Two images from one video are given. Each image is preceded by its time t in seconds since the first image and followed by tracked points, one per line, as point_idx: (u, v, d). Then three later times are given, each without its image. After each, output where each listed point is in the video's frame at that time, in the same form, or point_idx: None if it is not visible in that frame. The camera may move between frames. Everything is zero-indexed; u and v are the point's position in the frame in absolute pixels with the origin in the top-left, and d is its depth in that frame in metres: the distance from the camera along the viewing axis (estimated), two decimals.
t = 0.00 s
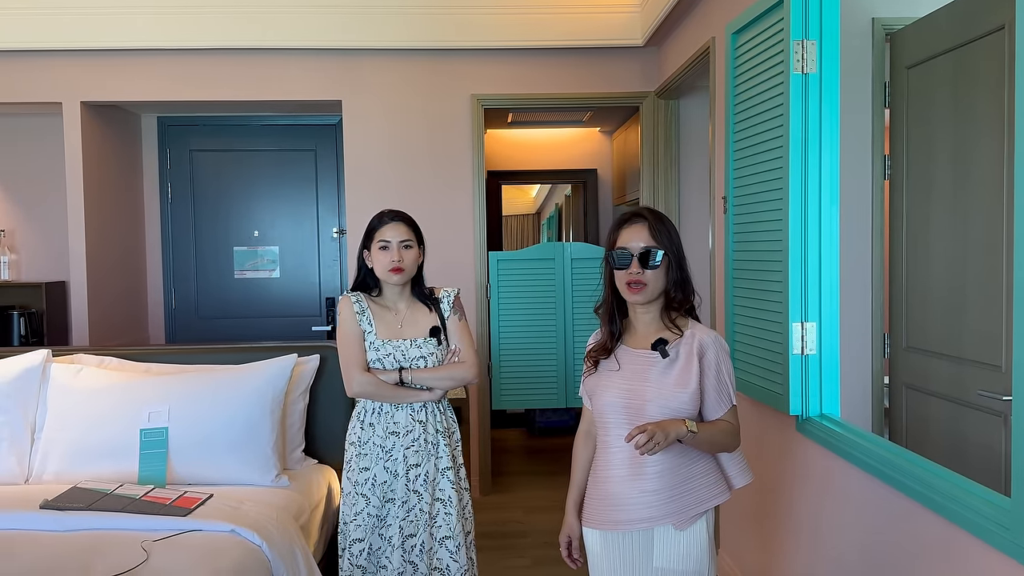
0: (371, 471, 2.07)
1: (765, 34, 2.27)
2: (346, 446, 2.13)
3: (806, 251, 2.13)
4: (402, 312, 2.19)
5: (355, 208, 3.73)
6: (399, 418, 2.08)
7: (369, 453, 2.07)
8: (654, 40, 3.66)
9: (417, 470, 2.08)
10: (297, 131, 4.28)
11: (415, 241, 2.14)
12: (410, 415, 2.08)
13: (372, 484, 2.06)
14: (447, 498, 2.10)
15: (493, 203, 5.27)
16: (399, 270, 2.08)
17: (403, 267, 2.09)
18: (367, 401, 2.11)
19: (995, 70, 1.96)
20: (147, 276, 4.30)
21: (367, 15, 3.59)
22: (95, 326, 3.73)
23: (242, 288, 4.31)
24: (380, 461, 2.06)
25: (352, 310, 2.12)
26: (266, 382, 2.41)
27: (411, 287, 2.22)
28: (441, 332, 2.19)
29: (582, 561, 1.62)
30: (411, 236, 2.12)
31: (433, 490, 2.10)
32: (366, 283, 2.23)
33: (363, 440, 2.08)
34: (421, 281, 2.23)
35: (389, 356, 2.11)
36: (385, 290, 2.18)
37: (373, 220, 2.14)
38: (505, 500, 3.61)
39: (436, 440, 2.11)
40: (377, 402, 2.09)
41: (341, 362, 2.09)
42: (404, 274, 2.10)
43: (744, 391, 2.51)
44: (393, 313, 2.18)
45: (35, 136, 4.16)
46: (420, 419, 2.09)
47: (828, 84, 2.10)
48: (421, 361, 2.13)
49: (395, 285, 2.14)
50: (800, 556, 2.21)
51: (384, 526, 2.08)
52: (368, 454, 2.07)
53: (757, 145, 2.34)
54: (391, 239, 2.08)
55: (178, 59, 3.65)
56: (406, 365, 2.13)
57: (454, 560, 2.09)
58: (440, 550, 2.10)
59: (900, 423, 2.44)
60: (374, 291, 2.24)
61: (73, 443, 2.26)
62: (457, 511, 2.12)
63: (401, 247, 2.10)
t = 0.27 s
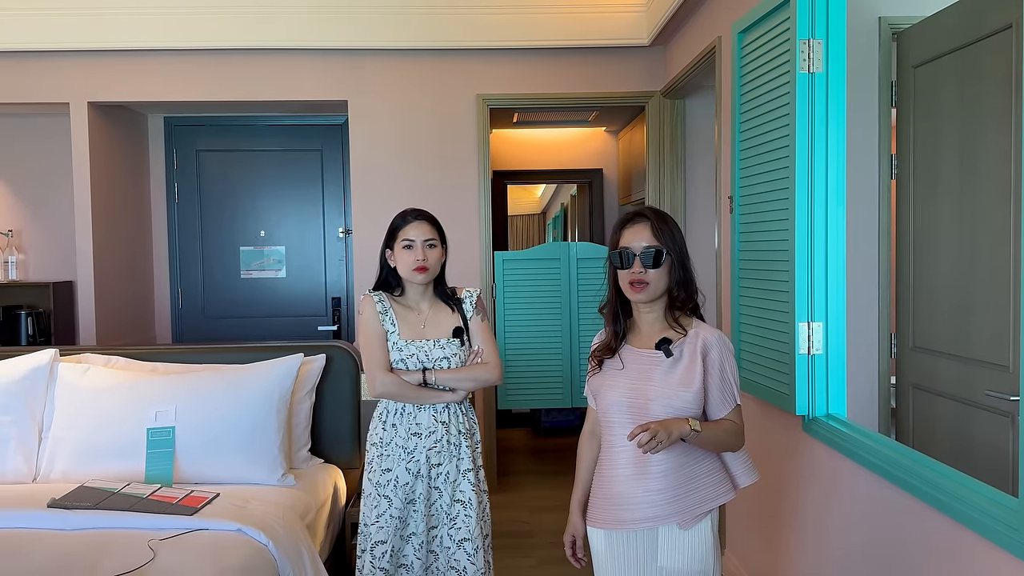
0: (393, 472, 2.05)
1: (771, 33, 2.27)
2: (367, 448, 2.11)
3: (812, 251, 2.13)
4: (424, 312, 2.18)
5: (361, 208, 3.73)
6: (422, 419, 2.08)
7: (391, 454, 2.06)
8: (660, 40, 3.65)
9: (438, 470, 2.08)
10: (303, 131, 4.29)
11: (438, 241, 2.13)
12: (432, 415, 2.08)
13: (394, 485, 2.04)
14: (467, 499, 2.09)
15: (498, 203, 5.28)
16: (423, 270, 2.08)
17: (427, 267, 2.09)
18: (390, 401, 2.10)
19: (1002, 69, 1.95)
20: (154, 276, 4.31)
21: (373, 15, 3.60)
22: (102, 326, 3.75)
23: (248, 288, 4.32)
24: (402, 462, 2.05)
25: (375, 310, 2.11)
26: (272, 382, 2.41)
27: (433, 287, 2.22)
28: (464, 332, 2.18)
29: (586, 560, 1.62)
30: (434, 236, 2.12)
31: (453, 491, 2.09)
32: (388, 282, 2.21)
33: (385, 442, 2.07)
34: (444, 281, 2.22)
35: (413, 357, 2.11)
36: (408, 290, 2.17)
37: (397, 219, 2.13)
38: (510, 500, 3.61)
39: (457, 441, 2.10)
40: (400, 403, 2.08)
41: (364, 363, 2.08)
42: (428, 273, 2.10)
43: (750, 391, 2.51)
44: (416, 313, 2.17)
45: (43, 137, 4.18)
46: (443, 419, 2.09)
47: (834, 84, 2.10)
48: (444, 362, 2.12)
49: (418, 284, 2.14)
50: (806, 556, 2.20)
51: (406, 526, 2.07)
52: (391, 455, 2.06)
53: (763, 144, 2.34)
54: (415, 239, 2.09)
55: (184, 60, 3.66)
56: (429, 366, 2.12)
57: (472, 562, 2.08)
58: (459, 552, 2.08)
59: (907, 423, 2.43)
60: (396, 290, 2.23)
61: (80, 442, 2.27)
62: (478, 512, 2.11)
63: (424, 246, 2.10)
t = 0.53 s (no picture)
0: (428, 474, 1.96)
1: (776, 33, 2.26)
2: (399, 451, 2.02)
3: (816, 251, 2.12)
4: (455, 312, 2.12)
5: (365, 208, 3.74)
6: (455, 421, 1.99)
7: (425, 457, 1.97)
8: (665, 40, 3.65)
9: (472, 472, 1.99)
10: (308, 132, 4.30)
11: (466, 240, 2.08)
12: (466, 416, 1.99)
13: (430, 488, 1.95)
14: (499, 501, 1.99)
15: (503, 203, 5.28)
16: (455, 270, 2.02)
17: (458, 267, 2.03)
18: (421, 403, 2.01)
19: (1008, 68, 1.94)
20: (159, 276, 4.33)
21: (377, 15, 3.61)
22: (108, 326, 3.76)
23: (253, 288, 4.33)
24: (437, 465, 1.96)
25: (405, 310, 2.05)
26: (277, 382, 2.42)
27: (462, 287, 2.16)
28: (494, 332, 2.12)
29: (589, 558, 1.62)
30: (463, 236, 2.07)
31: (483, 492, 1.99)
32: (416, 282, 2.16)
33: (418, 444, 1.98)
34: (472, 281, 2.16)
35: (446, 357, 2.04)
36: (437, 290, 2.11)
37: (425, 219, 2.08)
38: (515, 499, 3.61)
39: (490, 443, 2.02)
40: (432, 405, 2.00)
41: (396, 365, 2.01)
42: (459, 273, 2.04)
43: (754, 391, 2.50)
44: (446, 314, 2.11)
45: (49, 137, 4.19)
46: (476, 420, 2.00)
47: (839, 84, 2.09)
48: (476, 362, 2.05)
49: (448, 284, 2.08)
50: (811, 556, 2.20)
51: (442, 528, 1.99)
52: (425, 458, 1.97)
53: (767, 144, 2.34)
54: (446, 238, 2.03)
55: (189, 61, 3.67)
56: (462, 366, 2.05)
57: (497, 564, 1.98)
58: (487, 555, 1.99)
59: (912, 423, 2.42)
60: (424, 291, 2.17)
61: (86, 442, 2.28)
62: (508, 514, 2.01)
63: (455, 246, 2.04)
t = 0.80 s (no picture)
0: (461, 477, 1.89)
1: (779, 33, 2.26)
2: (427, 454, 1.95)
3: (819, 251, 2.12)
4: (480, 313, 2.04)
5: (369, 208, 3.74)
6: (486, 421, 1.92)
7: (458, 459, 1.90)
8: (668, 40, 3.65)
9: (504, 474, 1.93)
10: (311, 132, 4.31)
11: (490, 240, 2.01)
12: (497, 417, 1.93)
13: (465, 491, 1.88)
14: (528, 502, 1.93)
15: (506, 203, 5.28)
16: (481, 271, 1.94)
17: (483, 268, 1.95)
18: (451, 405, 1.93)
19: (1010, 68, 1.94)
20: (164, 276, 4.34)
21: (380, 15, 3.61)
22: (112, 326, 3.77)
23: (257, 288, 4.34)
24: (471, 467, 1.89)
25: (430, 313, 1.97)
26: (280, 382, 2.43)
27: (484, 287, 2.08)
28: (521, 332, 2.05)
29: (590, 556, 1.62)
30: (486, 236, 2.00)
31: (512, 493, 1.93)
32: (440, 285, 2.06)
33: (450, 447, 1.91)
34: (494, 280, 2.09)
35: (474, 359, 1.96)
36: (462, 291, 2.03)
37: (446, 220, 2.00)
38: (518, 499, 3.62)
39: (521, 443, 1.96)
40: (463, 406, 1.92)
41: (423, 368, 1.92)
42: (484, 274, 1.96)
43: (757, 391, 2.51)
44: (472, 315, 2.03)
45: (54, 138, 4.21)
46: (507, 420, 1.94)
47: (842, 84, 2.09)
48: (505, 363, 1.98)
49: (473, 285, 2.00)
50: (814, 556, 2.20)
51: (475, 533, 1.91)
52: (458, 460, 1.90)
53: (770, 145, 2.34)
54: (470, 240, 1.95)
55: (193, 61, 3.68)
56: (490, 367, 1.97)
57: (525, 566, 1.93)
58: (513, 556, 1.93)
59: (915, 423, 2.42)
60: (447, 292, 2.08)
61: (90, 442, 2.29)
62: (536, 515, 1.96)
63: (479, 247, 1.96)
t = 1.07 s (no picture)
0: (482, 478, 1.90)
1: (780, 33, 2.26)
2: (444, 456, 1.94)
3: (820, 252, 2.12)
4: (495, 313, 2.04)
5: (370, 208, 3.75)
6: (505, 422, 1.93)
7: (478, 460, 1.90)
8: (669, 40, 3.65)
9: (524, 475, 1.93)
10: (313, 132, 4.32)
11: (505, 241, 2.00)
12: (515, 417, 1.94)
13: (486, 492, 1.90)
14: (546, 502, 1.96)
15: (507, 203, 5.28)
16: (497, 272, 1.93)
17: (499, 269, 1.95)
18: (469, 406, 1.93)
19: (1011, 68, 1.94)
20: (166, 276, 4.34)
21: (382, 16, 3.61)
22: (114, 326, 3.77)
23: (259, 288, 4.34)
24: (491, 467, 1.90)
25: (447, 314, 1.96)
26: (282, 382, 2.43)
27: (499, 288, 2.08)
28: (537, 331, 2.05)
29: (594, 554, 1.62)
30: (501, 236, 1.99)
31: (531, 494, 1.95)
32: (455, 285, 2.06)
33: (469, 448, 1.90)
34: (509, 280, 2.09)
35: (493, 359, 1.95)
36: (477, 292, 2.02)
37: (460, 221, 1.99)
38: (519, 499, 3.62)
39: (538, 443, 1.97)
40: (482, 408, 1.92)
41: (441, 369, 1.91)
42: (500, 274, 1.96)
43: (759, 391, 2.51)
44: (489, 316, 2.02)
45: (56, 138, 4.21)
46: (525, 421, 1.95)
47: (843, 84, 2.10)
48: (522, 363, 1.98)
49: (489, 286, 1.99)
50: (815, 556, 2.20)
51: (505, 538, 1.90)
52: (477, 461, 1.90)
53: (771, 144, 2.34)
54: (485, 240, 1.94)
55: (195, 62, 3.69)
56: (508, 368, 1.97)
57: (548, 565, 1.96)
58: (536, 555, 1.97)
59: (917, 423, 2.42)
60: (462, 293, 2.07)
61: (93, 441, 2.29)
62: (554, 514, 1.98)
63: (494, 247, 1.96)
